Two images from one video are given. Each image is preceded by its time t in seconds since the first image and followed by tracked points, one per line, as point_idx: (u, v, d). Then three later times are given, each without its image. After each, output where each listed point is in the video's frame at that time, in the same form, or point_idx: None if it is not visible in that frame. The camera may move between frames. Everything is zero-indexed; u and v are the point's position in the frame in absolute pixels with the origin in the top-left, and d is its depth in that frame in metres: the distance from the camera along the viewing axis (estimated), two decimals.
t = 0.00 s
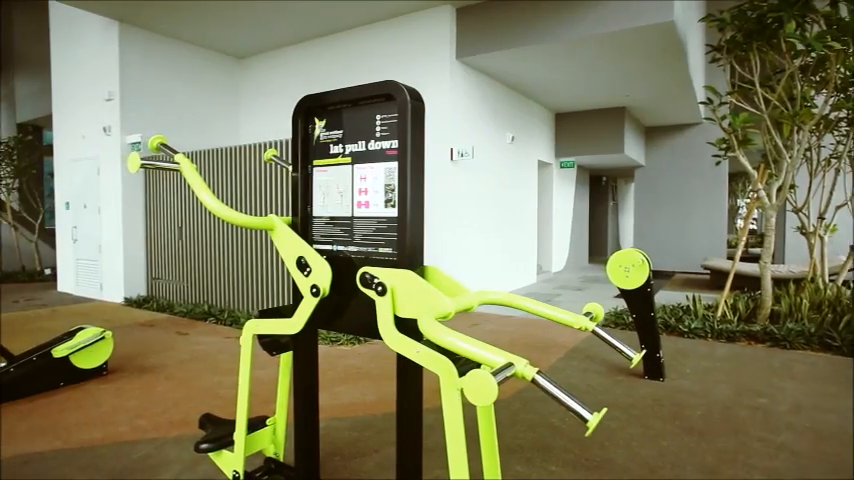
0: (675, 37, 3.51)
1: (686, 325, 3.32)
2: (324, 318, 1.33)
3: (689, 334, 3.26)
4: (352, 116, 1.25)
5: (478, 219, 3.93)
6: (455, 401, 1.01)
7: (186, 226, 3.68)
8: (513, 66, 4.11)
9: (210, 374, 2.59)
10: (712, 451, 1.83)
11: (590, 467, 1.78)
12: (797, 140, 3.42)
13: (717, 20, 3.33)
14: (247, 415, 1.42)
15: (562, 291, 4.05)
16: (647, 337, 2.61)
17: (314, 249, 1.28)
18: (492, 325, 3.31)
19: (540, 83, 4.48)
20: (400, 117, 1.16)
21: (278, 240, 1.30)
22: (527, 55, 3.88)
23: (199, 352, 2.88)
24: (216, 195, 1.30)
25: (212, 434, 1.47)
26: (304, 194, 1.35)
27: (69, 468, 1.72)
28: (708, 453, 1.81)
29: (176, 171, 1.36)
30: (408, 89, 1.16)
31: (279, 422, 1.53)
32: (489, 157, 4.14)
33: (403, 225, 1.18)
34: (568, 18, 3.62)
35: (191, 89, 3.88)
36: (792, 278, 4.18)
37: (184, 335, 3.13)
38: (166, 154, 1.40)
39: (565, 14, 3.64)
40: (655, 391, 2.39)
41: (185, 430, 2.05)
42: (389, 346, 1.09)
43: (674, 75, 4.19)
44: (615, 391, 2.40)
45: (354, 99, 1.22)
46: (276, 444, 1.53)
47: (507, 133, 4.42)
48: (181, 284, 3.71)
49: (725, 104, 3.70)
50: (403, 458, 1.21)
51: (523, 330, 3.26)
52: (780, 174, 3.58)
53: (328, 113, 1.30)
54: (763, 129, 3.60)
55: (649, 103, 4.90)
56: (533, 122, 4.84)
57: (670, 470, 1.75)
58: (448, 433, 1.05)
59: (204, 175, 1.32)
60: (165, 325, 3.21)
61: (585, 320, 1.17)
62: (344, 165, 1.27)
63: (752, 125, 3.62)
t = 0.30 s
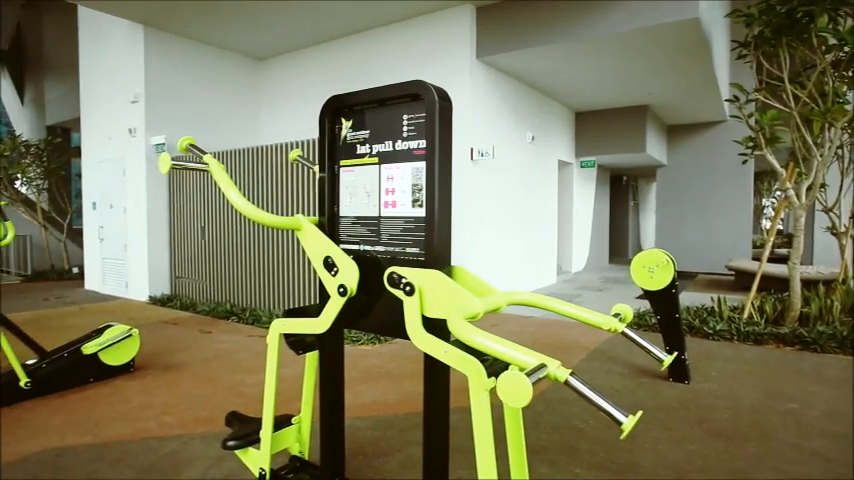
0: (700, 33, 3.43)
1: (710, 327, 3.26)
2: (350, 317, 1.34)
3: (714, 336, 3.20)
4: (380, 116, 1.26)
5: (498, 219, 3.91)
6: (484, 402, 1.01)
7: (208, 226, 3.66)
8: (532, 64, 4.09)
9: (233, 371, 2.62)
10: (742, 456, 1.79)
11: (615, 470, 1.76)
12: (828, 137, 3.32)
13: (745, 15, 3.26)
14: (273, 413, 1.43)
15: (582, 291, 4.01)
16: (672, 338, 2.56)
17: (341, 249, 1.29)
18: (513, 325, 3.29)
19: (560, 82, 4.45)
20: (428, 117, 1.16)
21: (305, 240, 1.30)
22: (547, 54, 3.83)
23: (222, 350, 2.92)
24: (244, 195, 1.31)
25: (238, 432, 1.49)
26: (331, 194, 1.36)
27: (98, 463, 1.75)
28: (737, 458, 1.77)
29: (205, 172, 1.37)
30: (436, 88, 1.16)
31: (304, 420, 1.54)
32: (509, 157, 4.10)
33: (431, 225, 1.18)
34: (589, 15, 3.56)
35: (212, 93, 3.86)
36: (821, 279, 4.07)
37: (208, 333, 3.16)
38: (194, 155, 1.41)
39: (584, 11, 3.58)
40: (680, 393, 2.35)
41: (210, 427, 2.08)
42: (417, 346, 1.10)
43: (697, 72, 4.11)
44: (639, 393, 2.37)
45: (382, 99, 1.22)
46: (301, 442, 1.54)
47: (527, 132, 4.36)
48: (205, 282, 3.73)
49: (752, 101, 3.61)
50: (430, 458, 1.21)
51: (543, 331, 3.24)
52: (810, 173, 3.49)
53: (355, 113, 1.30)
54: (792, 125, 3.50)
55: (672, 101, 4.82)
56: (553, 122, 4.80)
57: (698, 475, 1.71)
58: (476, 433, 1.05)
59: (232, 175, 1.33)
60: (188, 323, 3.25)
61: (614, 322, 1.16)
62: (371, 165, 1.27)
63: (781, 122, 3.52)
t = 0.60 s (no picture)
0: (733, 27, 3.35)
1: (742, 330, 3.18)
2: (381, 316, 1.34)
3: (745, 339, 3.12)
4: (412, 115, 1.26)
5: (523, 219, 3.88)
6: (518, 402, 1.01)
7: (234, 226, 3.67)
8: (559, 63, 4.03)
9: (260, 369, 2.65)
10: (779, 463, 1.74)
11: (646, 475, 1.72)
12: None
13: (780, 9, 3.18)
14: (304, 411, 1.44)
15: (608, 292, 3.96)
16: (703, 340, 2.51)
17: (372, 248, 1.29)
18: (538, 326, 3.26)
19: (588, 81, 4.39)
20: (462, 116, 1.16)
21: (335, 240, 1.31)
22: (570, 52, 3.79)
23: (249, 348, 2.95)
24: (276, 194, 1.32)
25: (269, 429, 1.50)
26: (362, 194, 1.37)
27: (130, 459, 1.79)
28: (774, 465, 1.72)
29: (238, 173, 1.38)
30: (470, 87, 1.16)
31: (333, 419, 1.54)
32: (533, 157, 4.07)
33: (464, 225, 1.18)
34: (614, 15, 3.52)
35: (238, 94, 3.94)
36: None
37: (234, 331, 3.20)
38: (228, 156, 1.42)
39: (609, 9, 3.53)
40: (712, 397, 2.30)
41: (239, 424, 2.11)
42: (450, 345, 1.10)
43: (728, 68, 4.01)
44: (668, 397, 2.32)
45: (415, 98, 1.23)
46: (331, 441, 1.54)
47: (551, 131, 4.32)
48: (232, 280, 3.75)
49: (786, 97, 3.50)
50: (462, 458, 1.20)
51: (569, 332, 3.20)
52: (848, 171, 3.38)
53: (387, 113, 1.31)
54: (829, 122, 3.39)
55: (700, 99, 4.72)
56: (578, 122, 4.74)
57: None
58: (510, 434, 1.04)
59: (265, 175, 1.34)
60: (215, 321, 3.30)
61: (650, 323, 1.14)
62: (403, 165, 1.28)
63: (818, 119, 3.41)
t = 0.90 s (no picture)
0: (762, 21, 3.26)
1: (771, 332, 3.11)
2: (407, 317, 1.34)
3: (775, 342, 3.05)
4: (440, 115, 1.27)
5: (545, 219, 3.85)
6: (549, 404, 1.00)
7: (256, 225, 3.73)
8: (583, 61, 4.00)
9: (283, 368, 2.67)
10: (813, 470, 1.69)
11: None
12: None
13: (813, 2, 3.13)
14: (331, 410, 1.45)
15: (631, 293, 3.91)
16: (731, 342, 2.47)
17: (399, 248, 1.30)
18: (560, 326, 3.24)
19: (612, 79, 4.34)
20: (491, 116, 1.16)
21: (363, 240, 1.31)
22: (594, 50, 3.75)
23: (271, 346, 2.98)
24: (305, 194, 1.32)
25: (296, 427, 1.51)
26: (389, 193, 1.37)
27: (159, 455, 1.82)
28: (808, 472, 1.67)
29: (266, 173, 1.39)
30: (499, 87, 1.16)
31: (359, 418, 1.55)
32: (555, 156, 4.03)
33: (493, 225, 1.18)
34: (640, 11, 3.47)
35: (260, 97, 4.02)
36: None
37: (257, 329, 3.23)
38: (256, 156, 1.43)
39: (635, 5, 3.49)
40: (741, 400, 2.25)
41: (264, 422, 2.14)
42: (479, 346, 1.09)
43: (756, 64, 3.91)
44: (695, 400, 2.28)
45: (443, 98, 1.23)
46: (357, 440, 1.55)
47: (573, 131, 4.28)
48: (255, 279, 3.59)
49: (819, 94, 3.40)
50: (490, 460, 1.19)
51: (592, 332, 3.17)
52: None
53: (414, 113, 1.31)
54: None
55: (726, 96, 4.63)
56: (600, 121, 4.68)
57: None
58: (540, 435, 1.03)
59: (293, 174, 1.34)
60: (239, 319, 3.35)
61: (684, 326, 1.11)
62: (431, 165, 1.28)
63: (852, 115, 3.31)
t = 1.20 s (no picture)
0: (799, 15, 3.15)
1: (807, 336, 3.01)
2: (438, 317, 1.34)
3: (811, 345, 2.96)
4: (473, 114, 1.26)
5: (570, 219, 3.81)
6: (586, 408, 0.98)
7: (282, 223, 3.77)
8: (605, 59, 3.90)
9: (310, 366, 2.69)
10: None
11: None
12: None
13: None
14: (361, 410, 1.45)
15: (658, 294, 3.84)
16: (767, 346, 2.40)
17: (432, 248, 1.30)
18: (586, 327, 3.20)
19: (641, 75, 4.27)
20: (526, 115, 1.15)
21: (395, 240, 1.31)
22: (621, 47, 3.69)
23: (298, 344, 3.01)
24: (337, 194, 1.33)
25: (326, 426, 1.52)
26: (421, 193, 1.38)
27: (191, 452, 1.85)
28: None
29: (299, 173, 1.40)
30: (535, 85, 1.15)
31: (389, 418, 1.55)
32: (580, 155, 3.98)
33: (528, 225, 1.17)
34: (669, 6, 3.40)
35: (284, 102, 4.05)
36: None
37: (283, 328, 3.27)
38: (288, 156, 1.44)
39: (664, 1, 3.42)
40: (777, 406, 2.18)
41: (293, 419, 2.16)
42: (514, 347, 1.08)
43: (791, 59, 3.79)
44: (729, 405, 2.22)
45: (477, 97, 1.22)
46: (386, 440, 1.55)
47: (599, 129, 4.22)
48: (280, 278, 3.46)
49: None
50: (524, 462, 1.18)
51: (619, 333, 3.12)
52: None
53: (447, 112, 1.31)
54: None
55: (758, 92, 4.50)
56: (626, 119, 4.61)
57: None
58: (577, 438, 1.01)
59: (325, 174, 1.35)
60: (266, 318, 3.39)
61: (726, 329, 1.08)
62: (464, 164, 1.27)
63: None
